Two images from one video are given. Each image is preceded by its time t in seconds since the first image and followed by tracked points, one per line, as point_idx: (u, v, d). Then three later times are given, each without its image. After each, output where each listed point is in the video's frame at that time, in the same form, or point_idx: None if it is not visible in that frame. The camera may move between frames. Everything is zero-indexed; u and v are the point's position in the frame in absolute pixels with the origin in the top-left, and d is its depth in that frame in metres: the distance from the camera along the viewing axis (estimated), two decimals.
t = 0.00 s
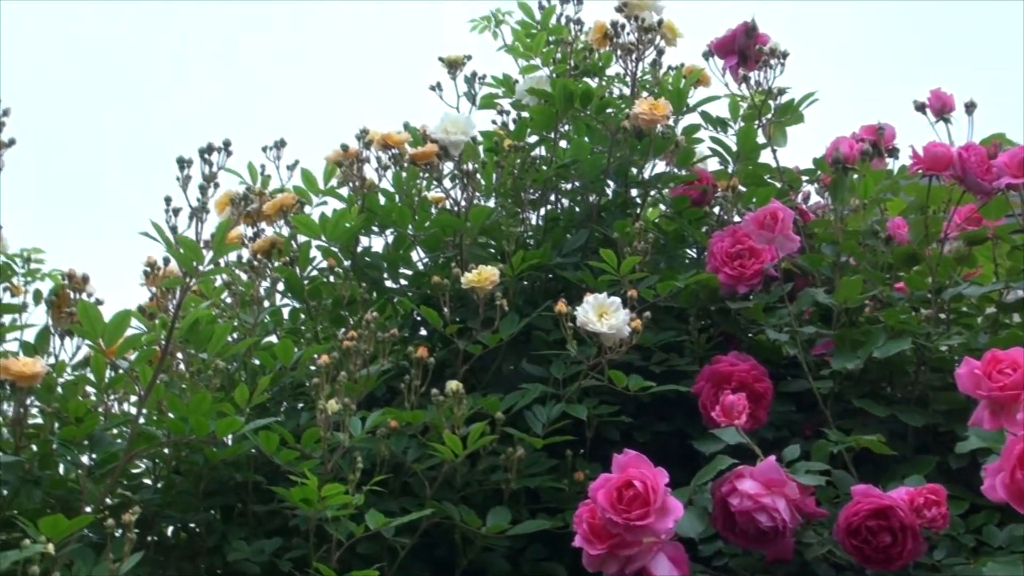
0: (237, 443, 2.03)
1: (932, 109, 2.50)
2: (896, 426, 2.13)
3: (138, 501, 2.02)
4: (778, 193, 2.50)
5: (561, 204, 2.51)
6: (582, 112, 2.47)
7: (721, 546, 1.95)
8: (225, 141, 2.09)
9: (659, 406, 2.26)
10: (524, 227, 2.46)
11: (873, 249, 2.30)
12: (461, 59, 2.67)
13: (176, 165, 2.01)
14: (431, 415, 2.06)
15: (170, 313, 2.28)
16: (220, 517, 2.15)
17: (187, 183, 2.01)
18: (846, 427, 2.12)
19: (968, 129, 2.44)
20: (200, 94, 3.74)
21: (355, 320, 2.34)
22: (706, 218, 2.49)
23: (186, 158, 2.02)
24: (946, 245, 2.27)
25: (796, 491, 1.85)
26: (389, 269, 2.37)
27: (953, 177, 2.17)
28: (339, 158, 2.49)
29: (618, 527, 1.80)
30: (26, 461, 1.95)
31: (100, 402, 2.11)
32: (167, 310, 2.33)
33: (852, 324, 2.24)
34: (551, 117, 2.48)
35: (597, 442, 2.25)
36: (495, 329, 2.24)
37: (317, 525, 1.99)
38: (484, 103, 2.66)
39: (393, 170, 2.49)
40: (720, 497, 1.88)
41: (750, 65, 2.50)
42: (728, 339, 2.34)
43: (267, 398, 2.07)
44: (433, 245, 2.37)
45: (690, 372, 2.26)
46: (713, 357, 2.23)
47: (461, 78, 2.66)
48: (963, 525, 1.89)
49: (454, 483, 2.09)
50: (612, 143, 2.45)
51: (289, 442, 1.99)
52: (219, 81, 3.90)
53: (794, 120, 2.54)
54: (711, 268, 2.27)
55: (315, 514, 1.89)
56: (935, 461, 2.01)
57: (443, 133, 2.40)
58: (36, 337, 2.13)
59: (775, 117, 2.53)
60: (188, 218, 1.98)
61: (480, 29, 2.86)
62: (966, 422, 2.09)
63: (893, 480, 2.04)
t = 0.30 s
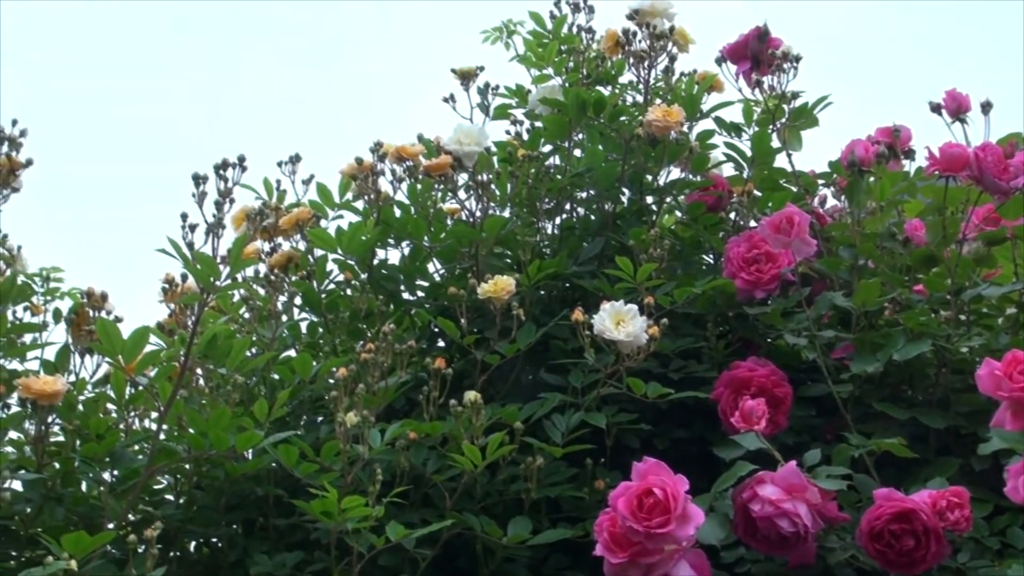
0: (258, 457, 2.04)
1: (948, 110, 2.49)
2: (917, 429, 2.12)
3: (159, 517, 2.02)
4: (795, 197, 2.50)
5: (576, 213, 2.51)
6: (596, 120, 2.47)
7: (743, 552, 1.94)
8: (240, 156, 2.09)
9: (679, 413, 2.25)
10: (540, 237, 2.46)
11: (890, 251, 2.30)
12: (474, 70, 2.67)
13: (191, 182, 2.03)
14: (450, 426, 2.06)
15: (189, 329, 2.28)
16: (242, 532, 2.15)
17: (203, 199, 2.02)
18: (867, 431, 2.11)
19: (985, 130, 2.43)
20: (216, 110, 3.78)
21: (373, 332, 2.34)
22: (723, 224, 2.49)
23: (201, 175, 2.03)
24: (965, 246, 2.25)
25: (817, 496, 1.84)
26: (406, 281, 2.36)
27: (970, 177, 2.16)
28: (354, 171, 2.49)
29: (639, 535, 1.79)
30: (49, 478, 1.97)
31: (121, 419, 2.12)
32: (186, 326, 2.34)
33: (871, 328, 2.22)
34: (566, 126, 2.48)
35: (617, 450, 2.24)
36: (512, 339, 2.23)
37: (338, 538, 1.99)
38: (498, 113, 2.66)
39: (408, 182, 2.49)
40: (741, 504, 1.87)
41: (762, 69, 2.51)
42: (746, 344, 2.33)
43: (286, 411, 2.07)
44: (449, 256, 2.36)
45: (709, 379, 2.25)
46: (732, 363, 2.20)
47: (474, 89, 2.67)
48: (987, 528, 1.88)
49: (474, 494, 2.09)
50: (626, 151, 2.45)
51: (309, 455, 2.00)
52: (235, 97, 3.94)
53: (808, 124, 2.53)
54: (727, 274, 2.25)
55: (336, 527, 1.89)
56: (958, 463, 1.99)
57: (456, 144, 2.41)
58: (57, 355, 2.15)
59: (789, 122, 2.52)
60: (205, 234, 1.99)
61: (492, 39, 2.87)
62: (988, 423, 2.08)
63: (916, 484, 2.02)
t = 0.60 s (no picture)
0: (271, 463, 2.04)
1: (964, 115, 2.47)
2: (934, 435, 2.10)
3: (173, 523, 2.02)
4: (809, 203, 2.50)
5: (590, 219, 2.50)
6: (609, 126, 2.46)
7: (757, 559, 1.93)
8: (254, 163, 2.10)
9: (693, 419, 2.25)
10: (554, 243, 2.45)
11: (905, 257, 2.27)
12: (488, 77, 2.68)
13: (205, 189, 2.04)
14: (463, 432, 2.06)
15: (203, 335, 2.29)
16: (256, 538, 2.15)
17: (216, 206, 2.03)
18: (882, 437, 2.09)
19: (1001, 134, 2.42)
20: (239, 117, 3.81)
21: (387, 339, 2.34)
22: (737, 230, 2.47)
23: (214, 182, 2.04)
24: (981, 252, 2.25)
25: (832, 503, 1.83)
26: (420, 287, 2.35)
27: (987, 182, 2.15)
28: (368, 178, 2.50)
29: (652, 541, 1.79)
30: (63, 484, 1.97)
31: (136, 425, 2.13)
32: (200, 332, 2.35)
33: (887, 333, 2.22)
34: (579, 132, 2.47)
35: (632, 457, 2.24)
36: (526, 345, 2.23)
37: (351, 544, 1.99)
38: (511, 120, 2.66)
39: (422, 189, 2.51)
40: (756, 510, 1.86)
41: (777, 75, 2.49)
42: (761, 350, 2.32)
43: (299, 418, 2.07)
44: (462, 263, 2.36)
45: (723, 385, 2.24)
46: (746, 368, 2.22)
47: (488, 96, 2.67)
48: (1004, 535, 1.86)
49: (488, 500, 2.09)
50: (639, 157, 2.44)
51: (322, 461, 2.00)
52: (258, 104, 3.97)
53: (823, 129, 2.52)
54: (741, 279, 2.24)
55: (349, 533, 1.89)
56: (974, 470, 1.98)
57: (470, 150, 2.41)
58: (72, 361, 2.16)
59: (803, 127, 2.53)
60: (218, 241, 2.00)
61: (506, 46, 2.87)
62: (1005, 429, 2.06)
63: (932, 490, 2.01)
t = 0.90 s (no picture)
0: (279, 464, 2.04)
1: (970, 109, 2.46)
2: (943, 430, 2.10)
3: (181, 524, 2.02)
4: (815, 198, 2.50)
5: (597, 217, 2.49)
6: (614, 123, 2.46)
7: (766, 555, 1.92)
8: (259, 164, 2.10)
9: (701, 417, 2.24)
10: (560, 242, 2.45)
11: (912, 252, 2.28)
12: (493, 76, 2.68)
13: (210, 191, 2.04)
14: (470, 431, 2.06)
15: (210, 337, 2.30)
16: (265, 538, 2.15)
17: (221, 208, 2.03)
18: (891, 433, 2.09)
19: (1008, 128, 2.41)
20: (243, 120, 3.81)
21: (394, 339, 2.34)
22: (743, 226, 2.48)
23: (219, 183, 2.04)
24: (989, 247, 2.27)
25: (841, 498, 1.82)
26: (426, 287, 2.35)
27: (993, 176, 2.14)
28: (373, 178, 2.49)
29: (660, 538, 1.78)
30: (72, 486, 1.98)
31: (144, 427, 2.13)
32: (207, 334, 2.35)
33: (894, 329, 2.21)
34: (584, 130, 2.47)
35: (640, 454, 2.23)
36: (532, 343, 2.23)
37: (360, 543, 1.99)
38: (516, 119, 2.66)
39: (428, 189, 2.51)
40: (764, 507, 1.85)
41: (782, 71, 2.50)
42: (769, 346, 2.32)
43: (306, 418, 2.07)
44: (468, 262, 2.36)
45: (731, 382, 2.24)
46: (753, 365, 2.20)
47: (492, 94, 2.67)
48: (1014, 529, 1.86)
49: (496, 499, 2.08)
50: (644, 154, 2.44)
51: (329, 461, 2.00)
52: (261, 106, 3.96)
53: (829, 124, 2.51)
54: (748, 276, 2.23)
55: (357, 533, 1.89)
56: (984, 464, 1.97)
57: (475, 149, 2.40)
58: (79, 363, 2.16)
59: (809, 123, 2.51)
60: (224, 242, 2.00)
61: (510, 45, 2.87)
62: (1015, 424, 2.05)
63: (941, 485, 2.01)
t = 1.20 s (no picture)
0: (280, 458, 2.04)
1: (971, 101, 2.46)
2: (944, 422, 2.10)
3: (183, 519, 2.03)
4: (816, 190, 2.48)
5: (597, 210, 2.49)
6: (614, 117, 2.45)
7: (768, 548, 1.92)
8: (259, 159, 2.10)
9: (702, 410, 2.24)
10: (561, 236, 2.45)
11: (914, 244, 2.29)
12: (493, 70, 2.67)
13: (210, 185, 2.04)
14: (472, 425, 2.06)
15: (211, 332, 2.30)
16: (267, 533, 2.15)
17: (222, 202, 2.03)
18: (892, 425, 2.09)
19: (1009, 119, 2.40)
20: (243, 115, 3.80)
21: (395, 333, 2.34)
22: (744, 219, 2.47)
23: (219, 178, 2.04)
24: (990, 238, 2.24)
25: (843, 490, 1.82)
26: (427, 282, 2.35)
27: (994, 167, 2.14)
28: (374, 173, 2.50)
29: (662, 531, 1.78)
30: (74, 481, 1.99)
31: (145, 422, 2.13)
32: (208, 329, 2.35)
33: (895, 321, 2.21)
34: (584, 123, 2.46)
35: (641, 447, 2.23)
36: (534, 336, 2.23)
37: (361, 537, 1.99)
38: (517, 113, 2.66)
39: (429, 183, 2.51)
40: (765, 499, 1.86)
41: (783, 63, 2.49)
42: (770, 339, 2.32)
43: (308, 413, 2.07)
44: (469, 256, 2.36)
45: (732, 375, 2.24)
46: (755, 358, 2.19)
47: (493, 88, 2.67)
48: (1016, 520, 1.86)
49: (498, 493, 2.09)
50: (645, 147, 2.43)
51: (331, 455, 2.00)
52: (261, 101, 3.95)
53: (829, 116, 2.51)
54: (749, 268, 2.23)
55: (359, 527, 1.89)
56: (985, 456, 1.97)
57: (475, 143, 2.39)
58: (81, 359, 2.17)
59: (809, 115, 2.49)
60: (224, 237, 2.00)
61: (510, 39, 2.87)
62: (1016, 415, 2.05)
63: (943, 477, 2.00)
